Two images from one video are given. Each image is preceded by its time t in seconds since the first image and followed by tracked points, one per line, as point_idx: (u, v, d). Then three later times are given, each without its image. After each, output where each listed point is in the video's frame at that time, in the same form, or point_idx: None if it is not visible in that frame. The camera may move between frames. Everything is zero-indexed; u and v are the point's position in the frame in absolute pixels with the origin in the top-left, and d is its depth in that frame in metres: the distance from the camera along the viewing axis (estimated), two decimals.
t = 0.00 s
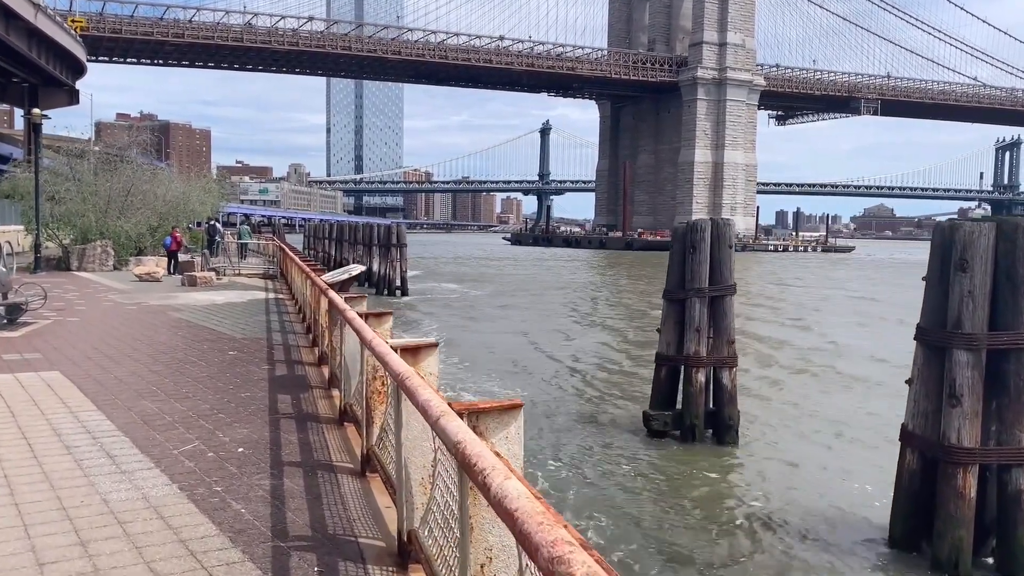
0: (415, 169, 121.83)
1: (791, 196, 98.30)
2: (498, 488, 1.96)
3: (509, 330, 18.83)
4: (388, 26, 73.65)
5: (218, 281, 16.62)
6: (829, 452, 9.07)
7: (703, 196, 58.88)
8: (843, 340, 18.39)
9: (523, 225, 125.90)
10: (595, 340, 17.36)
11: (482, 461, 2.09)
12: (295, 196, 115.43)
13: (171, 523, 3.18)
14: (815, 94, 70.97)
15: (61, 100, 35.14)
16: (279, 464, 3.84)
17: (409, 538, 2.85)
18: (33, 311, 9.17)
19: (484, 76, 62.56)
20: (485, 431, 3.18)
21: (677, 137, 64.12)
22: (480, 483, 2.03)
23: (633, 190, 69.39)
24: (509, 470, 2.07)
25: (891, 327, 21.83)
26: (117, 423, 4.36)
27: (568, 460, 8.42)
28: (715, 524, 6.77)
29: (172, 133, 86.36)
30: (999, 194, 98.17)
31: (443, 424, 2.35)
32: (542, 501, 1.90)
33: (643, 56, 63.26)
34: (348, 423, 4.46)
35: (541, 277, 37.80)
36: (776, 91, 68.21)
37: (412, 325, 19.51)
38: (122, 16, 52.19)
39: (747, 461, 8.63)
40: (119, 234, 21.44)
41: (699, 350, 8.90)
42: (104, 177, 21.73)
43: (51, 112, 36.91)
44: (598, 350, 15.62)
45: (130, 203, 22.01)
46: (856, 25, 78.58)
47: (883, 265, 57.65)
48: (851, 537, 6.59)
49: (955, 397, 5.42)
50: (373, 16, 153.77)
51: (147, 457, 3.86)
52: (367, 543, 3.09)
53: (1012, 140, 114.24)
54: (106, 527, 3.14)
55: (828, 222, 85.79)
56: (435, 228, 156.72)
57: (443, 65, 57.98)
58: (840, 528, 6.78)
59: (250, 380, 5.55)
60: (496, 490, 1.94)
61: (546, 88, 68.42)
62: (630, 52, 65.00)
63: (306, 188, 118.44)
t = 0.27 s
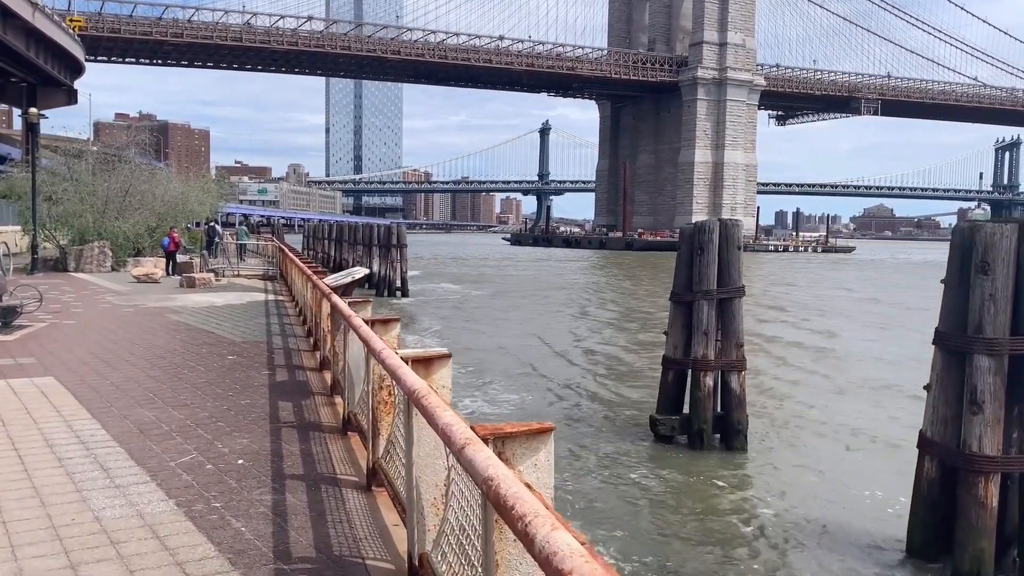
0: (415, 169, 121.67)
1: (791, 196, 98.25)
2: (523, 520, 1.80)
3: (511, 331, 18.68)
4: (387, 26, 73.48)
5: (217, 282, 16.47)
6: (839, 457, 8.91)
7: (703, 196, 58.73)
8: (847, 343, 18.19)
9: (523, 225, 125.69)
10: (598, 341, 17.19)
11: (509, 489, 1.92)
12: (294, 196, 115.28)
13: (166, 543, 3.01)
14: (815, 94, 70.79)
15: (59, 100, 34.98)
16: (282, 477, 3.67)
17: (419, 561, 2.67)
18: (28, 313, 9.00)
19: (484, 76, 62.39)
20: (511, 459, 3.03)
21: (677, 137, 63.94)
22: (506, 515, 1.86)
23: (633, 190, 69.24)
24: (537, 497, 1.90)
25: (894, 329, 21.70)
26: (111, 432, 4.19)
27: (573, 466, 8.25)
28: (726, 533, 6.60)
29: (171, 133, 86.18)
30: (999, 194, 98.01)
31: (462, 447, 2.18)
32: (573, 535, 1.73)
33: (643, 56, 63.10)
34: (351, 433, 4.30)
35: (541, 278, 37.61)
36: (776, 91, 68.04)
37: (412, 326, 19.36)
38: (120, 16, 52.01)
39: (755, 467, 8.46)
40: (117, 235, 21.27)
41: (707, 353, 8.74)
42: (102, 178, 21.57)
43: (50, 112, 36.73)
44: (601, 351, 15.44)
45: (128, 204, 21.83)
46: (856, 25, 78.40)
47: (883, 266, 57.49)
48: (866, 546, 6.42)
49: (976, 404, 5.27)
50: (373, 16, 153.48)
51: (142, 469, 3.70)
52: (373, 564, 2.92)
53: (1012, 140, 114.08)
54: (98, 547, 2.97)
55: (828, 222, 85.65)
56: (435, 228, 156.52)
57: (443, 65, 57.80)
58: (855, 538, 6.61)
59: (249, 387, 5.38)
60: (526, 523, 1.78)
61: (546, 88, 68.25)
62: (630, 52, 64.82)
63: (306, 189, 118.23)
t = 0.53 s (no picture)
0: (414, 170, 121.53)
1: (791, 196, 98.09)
2: (560, 552, 1.62)
3: (512, 332, 18.53)
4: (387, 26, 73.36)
5: (215, 283, 16.30)
6: (850, 461, 8.74)
7: (704, 197, 58.57)
8: (852, 345, 17.97)
9: (523, 225, 125.53)
10: (599, 341, 16.98)
11: (536, 514, 1.74)
12: (294, 196, 115.09)
13: (160, 562, 2.83)
14: (816, 94, 70.60)
15: (58, 100, 34.82)
16: (284, 488, 3.50)
17: None
18: (22, 315, 8.82)
19: (483, 76, 62.21)
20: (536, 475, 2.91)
21: (677, 138, 63.76)
22: (532, 542, 1.68)
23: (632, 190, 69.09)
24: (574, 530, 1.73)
25: (897, 330, 21.54)
26: (106, 440, 4.01)
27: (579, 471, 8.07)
28: (739, 542, 6.43)
29: (170, 133, 85.97)
30: (999, 194, 97.85)
31: (481, 462, 2.02)
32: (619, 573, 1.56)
33: (643, 56, 62.94)
34: (354, 441, 4.13)
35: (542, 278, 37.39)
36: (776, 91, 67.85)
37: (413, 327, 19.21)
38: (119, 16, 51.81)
39: (765, 472, 8.27)
40: (115, 236, 21.11)
41: (715, 355, 8.57)
42: (100, 178, 21.41)
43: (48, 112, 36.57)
44: (604, 352, 15.26)
45: (126, 205, 21.68)
46: (856, 25, 78.23)
47: (884, 266, 57.33)
48: (883, 556, 6.24)
49: (999, 410, 5.10)
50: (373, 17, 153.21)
51: (135, 480, 3.52)
52: None
53: (1012, 140, 113.86)
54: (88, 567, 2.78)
55: (828, 222, 85.51)
56: (434, 229, 156.33)
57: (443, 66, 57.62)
58: (870, 547, 6.44)
59: (249, 391, 5.21)
60: (552, 545, 1.61)
61: (546, 88, 68.07)
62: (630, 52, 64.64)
63: (305, 189, 118.05)
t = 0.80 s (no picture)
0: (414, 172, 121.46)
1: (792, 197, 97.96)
2: None
3: (514, 335, 18.37)
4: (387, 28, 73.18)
5: (215, 287, 16.15)
6: (860, 471, 8.60)
7: (704, 198, 58.43)
8: (857, 350, 17.79)
9: (523, 227, 125.29)
10: (603, 345, 16.81)
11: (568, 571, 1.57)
12: (294, 197, 114.94)
13: None
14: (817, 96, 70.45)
15: (58, 103, 34.66)
16: (284, 508, 3.35)
17: None
18: (18, 321, 8.68)
19: (484, 78, 62.07)
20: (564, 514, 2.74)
21: (678, 140, 63.61)
22: None
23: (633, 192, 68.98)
24: None
25: (900, 333, 21.41)
26: (101, 456, 3.86)
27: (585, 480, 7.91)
28: (751, 555, 6.27)
29: (170, 135, 85.82)
30: (999, 196, 97.72)
31: (494, 492, 1.87)
32: None
33: (643, 58, 62.81)
34: (358, 456, 3.98)
35: (543, 280, 37.22)
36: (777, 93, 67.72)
37: (414, 331, 19.06)
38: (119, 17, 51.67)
39: (776, 481, 8.11)
40: (115, 239, 20.95)
41: (724, 361, 8.41)
42: (99, 181, 21.27)
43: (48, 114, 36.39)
44: (608, 356, 15.09)
45: (126, 207, 21.51)
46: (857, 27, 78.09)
47: (885, 268, 57.19)
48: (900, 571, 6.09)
49: None
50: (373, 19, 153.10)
51: (129, 501, 3.37)
52: None
53: (1012, 142, 113.74)
54: None
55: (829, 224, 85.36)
56: (435, 230, 156.27)
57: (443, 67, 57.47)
58: (886, 562, 6.28)
59: (249, 401, 5.06)
60: None
61: (546, 90, 67.94)
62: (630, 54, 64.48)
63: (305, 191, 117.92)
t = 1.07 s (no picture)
0: (416, 174, 121.26)
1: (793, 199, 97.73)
2: None
3: (517, 336, 18.20)
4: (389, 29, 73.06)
5: (216, 289, 15.97)
6: (875, 479, 8.40)
7: (706, 200, 58.21)
8: (864, 353, 17.59)
9: (524, 229, 125.06)
10: (608, 347, 16.63)
11: None
12: (295, 199, 114.83)
13: None
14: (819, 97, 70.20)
15: (60, 104, 34.51)
16: (291, 521, 3.20)
17: None
18: (16, 324, 8.53)
19: (486, 80, 61.89)
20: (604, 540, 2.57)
21: (680, 142, 63.43)
22: None
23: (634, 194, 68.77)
24: None
25: (906, 336, 21.20)
26: (100, 464, 3.71)
27: (595, 487, 7.74)
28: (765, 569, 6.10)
29: (172, 136, 85.72)
30: (1002, 198, 97.34)
31: (540, 520, 1.71)
32: None
33: (646, 60, 62.60)
34: (367, 465, 3.83)
35: (545, 282, 37.04)
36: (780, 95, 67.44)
37: (417, 332, 18.92)
38: (121, 19, 51.57)
39: (790, 488, 7.95)
40: (115, 240, 20.78)
41: (736, 365, 8.26)
42: (100, 182, 21.13)
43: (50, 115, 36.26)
44: (613, 359, 14.91)
45: (126, 208, 21.38)
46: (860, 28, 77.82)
47: (888, 270, 56.88)
48: None
49: None
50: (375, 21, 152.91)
51: (129, 513, 3.21)
52: None
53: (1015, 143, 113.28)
54: None
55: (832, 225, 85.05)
56: (436, 232, 156.07)
57: (445, 69, 57.29)
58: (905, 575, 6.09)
59: (252, 406, 4.91)
60: None
61: (548, 92, 67.76)
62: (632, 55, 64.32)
63: (307, 193, 117.73)
